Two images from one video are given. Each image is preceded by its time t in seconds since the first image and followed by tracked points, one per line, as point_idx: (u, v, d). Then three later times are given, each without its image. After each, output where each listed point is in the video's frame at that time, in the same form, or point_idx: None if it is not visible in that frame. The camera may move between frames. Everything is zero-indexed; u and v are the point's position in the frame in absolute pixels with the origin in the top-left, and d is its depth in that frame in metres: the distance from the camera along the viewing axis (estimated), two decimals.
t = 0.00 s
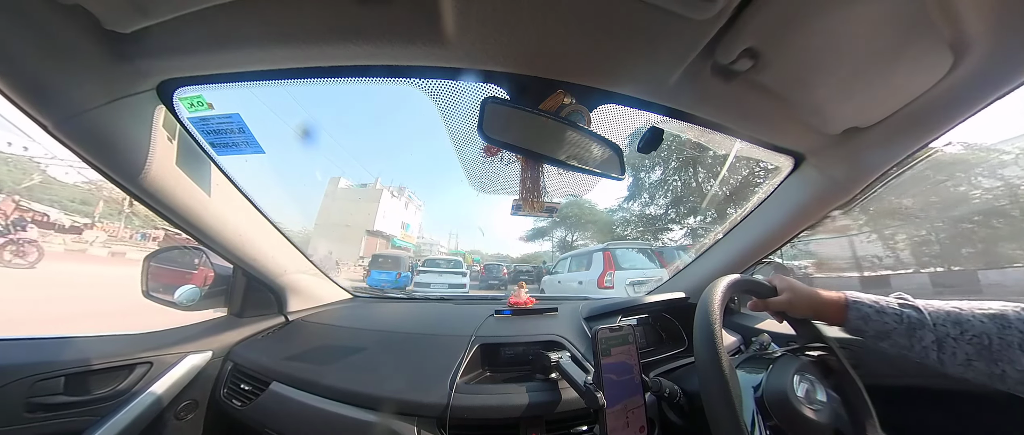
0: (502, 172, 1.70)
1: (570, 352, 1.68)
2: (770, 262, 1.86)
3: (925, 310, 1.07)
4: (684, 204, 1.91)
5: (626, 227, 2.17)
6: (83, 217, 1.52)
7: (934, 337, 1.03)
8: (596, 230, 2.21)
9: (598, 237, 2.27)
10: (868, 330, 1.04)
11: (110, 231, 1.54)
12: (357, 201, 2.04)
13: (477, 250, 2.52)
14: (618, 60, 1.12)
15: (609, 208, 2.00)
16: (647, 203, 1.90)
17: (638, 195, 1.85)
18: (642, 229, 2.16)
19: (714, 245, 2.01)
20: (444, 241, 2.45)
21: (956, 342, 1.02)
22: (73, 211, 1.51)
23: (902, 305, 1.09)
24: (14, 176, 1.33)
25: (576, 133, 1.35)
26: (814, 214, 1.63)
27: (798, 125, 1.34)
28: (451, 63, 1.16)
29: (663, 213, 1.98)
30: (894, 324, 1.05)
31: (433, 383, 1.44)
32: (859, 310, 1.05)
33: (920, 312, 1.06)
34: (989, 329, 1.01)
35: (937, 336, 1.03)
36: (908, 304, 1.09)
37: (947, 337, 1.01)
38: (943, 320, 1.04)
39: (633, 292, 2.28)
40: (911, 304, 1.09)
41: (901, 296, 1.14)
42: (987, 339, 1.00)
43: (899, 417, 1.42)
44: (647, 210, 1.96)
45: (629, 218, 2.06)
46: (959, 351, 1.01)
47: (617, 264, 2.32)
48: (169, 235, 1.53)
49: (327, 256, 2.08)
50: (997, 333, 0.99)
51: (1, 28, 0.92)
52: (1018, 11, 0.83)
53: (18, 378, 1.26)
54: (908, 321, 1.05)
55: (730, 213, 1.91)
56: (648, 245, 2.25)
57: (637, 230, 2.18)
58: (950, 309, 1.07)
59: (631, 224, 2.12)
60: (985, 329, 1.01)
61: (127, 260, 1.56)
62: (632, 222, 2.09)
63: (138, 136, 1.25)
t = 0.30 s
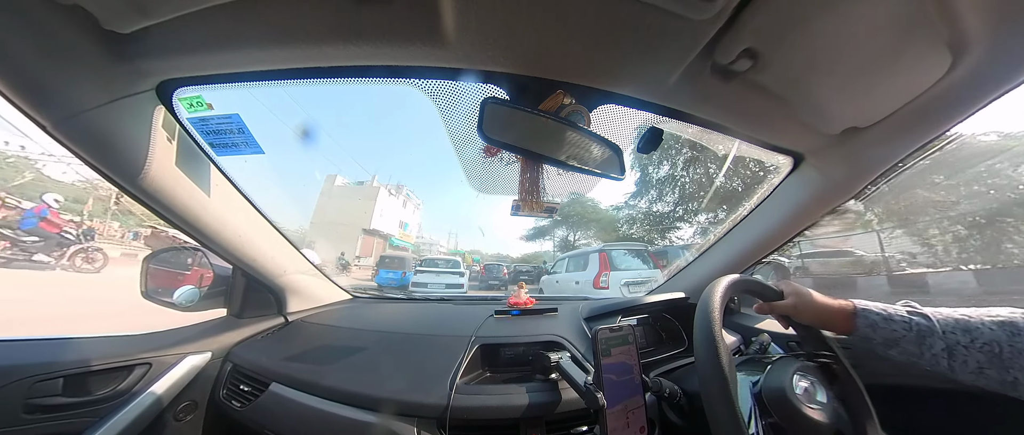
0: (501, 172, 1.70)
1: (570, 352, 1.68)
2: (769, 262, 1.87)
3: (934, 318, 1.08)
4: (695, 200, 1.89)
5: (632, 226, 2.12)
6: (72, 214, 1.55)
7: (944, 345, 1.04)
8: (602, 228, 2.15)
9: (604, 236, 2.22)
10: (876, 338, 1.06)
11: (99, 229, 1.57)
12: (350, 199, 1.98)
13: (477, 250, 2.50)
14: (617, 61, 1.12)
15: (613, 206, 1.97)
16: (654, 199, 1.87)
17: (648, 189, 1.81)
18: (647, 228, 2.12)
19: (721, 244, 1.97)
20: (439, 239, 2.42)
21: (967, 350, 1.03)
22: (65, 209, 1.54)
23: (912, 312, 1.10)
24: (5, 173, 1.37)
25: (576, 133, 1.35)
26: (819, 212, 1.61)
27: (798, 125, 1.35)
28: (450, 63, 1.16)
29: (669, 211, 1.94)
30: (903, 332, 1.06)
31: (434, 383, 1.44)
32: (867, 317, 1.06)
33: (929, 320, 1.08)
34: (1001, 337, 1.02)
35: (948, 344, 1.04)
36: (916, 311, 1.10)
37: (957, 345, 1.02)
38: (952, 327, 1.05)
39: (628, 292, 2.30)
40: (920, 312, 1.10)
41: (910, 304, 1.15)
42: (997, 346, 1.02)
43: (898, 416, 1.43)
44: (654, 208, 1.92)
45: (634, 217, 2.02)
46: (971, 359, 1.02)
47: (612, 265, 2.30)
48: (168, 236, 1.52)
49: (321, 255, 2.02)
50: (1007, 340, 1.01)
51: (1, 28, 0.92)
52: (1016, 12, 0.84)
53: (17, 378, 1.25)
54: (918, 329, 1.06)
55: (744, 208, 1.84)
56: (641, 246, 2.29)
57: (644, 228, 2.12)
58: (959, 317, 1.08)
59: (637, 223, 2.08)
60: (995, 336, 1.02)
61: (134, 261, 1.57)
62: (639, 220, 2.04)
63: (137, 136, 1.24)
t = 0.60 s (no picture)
0: (501, 172, 1.70)
1: (570, 352, 1.68)
2: (770, 263, 1.88)
3: (948, 325, 1.08)
4: (703, 197, 1.87)
5: (640, 224, 2.08)
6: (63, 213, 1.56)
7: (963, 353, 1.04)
8: (606, 227, 2.12)
9: (609, 235, 2.19)
10: (892, 349, 1.07)
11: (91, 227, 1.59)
12: (347, 198, 1.99)
13: (477, 250, 2.44)
14: (618, 61, 1.12)
15: (619, 204, 1.93)
16: (663, 196, 1.85)
17: (657, 185, 1.78)
18: (654, 226, 2.08)
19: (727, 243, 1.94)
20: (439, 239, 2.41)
21: (987, 356, 1.01)
22: (56, 207, 1.55)
23: (925, 320, 1.11)
24: None
25: (576, 133, 1.34)
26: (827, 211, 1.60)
27: (798, 125, 1.35)
28: (450, 63, 1.16)
29: (677, 208, 1.93)
30: (919, 341, 1.07)
31: (434, 383, 1.44)
32: (881, 328, 1.07)
33: (946, 327, 1.08)
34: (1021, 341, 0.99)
35: (966, 351, 1.03)
36: (930, 319, 1.11)
37: (975, 351, 1.01)
38: (968, 333, 1.04)
39: (625, 292, 2.27)
40: (934, 319, 1.10)
41: (924, 311, 1.16)
42: (1016, 351, 0.99)
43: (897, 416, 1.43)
44: (661, 205, 1.91)
45: (641, 215, 2.00)
46: (991, 365, 1.00)
47: (609, 265, 2.28)
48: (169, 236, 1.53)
49: (333, 259, 2.08)
50: None
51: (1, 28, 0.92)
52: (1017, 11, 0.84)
53: (17, 379, 1.25)
54: (933, 337, 1.07)
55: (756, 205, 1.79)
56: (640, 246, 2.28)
57: (651, 227, 2.09)
58: (973, 322, 1.07)
59: (643, 222, 2.05)
60: (1014, 340, 0.99)
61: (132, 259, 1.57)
62: (646, 218, 2.01)
63: (137, 137, 1.24)
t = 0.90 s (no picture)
0: (502, 173, 1.70)
1: (570, 352, 1.68)
2: (770, 263, 1.85)
3: (945, 323, 1.07)
4: (712, 192, 1.83)
5: (647, 221, 2.05)
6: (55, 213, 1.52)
7: (958, 351, 1.03)
8: (610, 224, 2.10)
9: (614, 233, 2.17)
10: (889, 346, 1.05)
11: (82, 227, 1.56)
12: (343, 195, 1.95)
13: (477, 250, 2.43)
14: (618, 60, 1.12)
15: (624, 200, 1.91)
16: (671, 193, 1.82)
17: (663, 183, 1.77)
18: (661, 224, 2.06)
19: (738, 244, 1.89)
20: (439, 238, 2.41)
21: (982, 355, 1.01)
22: (48, 205, 1.49)
23: (922, 318, 1.10)
24: None
25: (576, 133, 1.34)
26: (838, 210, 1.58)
27: (799, 125, 1.34)
28: (451, 63, 1.16)
29: (685, 205, 1.90)
30: (916, 339, 1.05)
31: (434, 383, 1.44)
32: (879, 325, 1.05)
33: (942, 326, 1.07)
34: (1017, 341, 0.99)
35: (962, 349, 1.02)
36: (926, 317, 1.09)
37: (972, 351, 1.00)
38: (965, 332, 1.04)
39: (624, 292, 2.26)
40: (930, 318, 1.09)
41: (920, 310, 1.14)
42: (1012, 351, 0.99)
43: (895, 417, 1.43)
44: (670, 202, 1.88)
45: (647, 211, 1.97)
46: (986, 364, 1.00)
47: (608, 265, 2.29)
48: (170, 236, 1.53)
49: (346, 259, 2.14)
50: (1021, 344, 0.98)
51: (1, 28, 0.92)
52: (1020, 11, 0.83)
53: (18, 378, 1.26)
54: (929, 335, 1.05)
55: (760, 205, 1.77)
56: (639, 247, 2.28)
57: (655, 224, 2.07)
58: (970, 321, 1.06)
59: (649, 219, 2.03)
60: (1009, 340, 1.00)
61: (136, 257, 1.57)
62: (654, 214, 1.99)
63: (138, 137, 1.25)
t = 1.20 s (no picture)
0: (502, 173, 1.70)
1: (570, 352, 1.68)
2: (770, 263, 1.84)
3: (940, 319, 0.99)
4: (723, 188, 1.79)
5: (655, 218, 2.03)
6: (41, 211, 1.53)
7: (951, 347, 0.95)
8: (617, 220, 2.09)
9: (620, 232, 2.19)
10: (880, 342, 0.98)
11: (67, 225, 1.57)
12: (337, 193, 1.98)
13: (477, 250, 2.43)
14: (617, 60, 1.12)
15: (631, 195, 1.88)
16: (681, 187, 1.81)
17: (674, 177, 1.76)
18: (669, 222, 2.06)
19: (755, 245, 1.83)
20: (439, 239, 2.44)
21: (975, 352, 0.93)
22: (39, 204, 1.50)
23: (917, 313, 1.01)
24: None
25: (575, 132, 1.34)
26: (873, 199, 1.51)
27: (799, 124, 1.34)
28: (451, 63, 1.16)
29: (696, 201, 1.89)
30: (909, 334, 0.98)
31: (434, 382, 1.44)
32: (872, 320, 0.99)
33: (937, 322, 0.98)
34: (1014, 339, 0.92)
35: (956, 346, 0.95)
36: (922, 313, 1.01)
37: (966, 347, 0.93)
38: (960, 329, 0.96)
39: (621, 292, 2.24)
40: (926, 313, 1.01)
41: (916, 304, 1.06)
42: (1007, 349, 0.92)
43: (895, 417, 1.43)
44: (680, 198, 1.88)
45: (655, 208, 1.96)
46: (980, 361, 0.93)
47: (608, 265, 2.29)
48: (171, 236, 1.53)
49: (356, 261, 2.17)
50: (1017, 342, 0.91)
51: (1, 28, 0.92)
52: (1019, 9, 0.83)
53: (20, 378, 1.25)
54: (924, 330, 0.98)
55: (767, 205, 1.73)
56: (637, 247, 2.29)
57: (662, 223, 2.07)
58: (966, 317, 0.98)
59: (657, 216, 2.02)
60: (1004, 337, 0.92)
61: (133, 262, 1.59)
62: (662, 211, 1.98)
63: (138, 137, 1.24)
